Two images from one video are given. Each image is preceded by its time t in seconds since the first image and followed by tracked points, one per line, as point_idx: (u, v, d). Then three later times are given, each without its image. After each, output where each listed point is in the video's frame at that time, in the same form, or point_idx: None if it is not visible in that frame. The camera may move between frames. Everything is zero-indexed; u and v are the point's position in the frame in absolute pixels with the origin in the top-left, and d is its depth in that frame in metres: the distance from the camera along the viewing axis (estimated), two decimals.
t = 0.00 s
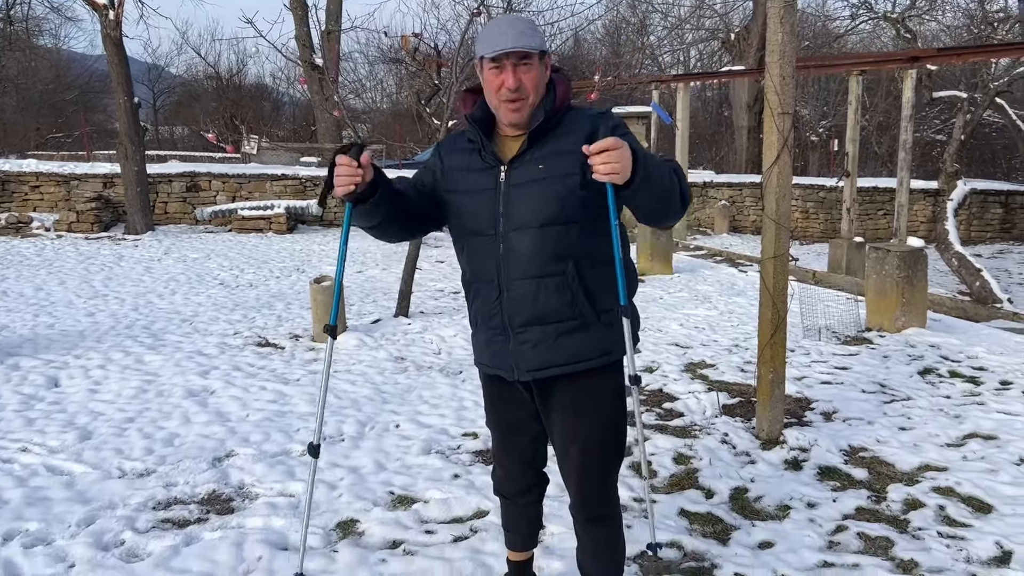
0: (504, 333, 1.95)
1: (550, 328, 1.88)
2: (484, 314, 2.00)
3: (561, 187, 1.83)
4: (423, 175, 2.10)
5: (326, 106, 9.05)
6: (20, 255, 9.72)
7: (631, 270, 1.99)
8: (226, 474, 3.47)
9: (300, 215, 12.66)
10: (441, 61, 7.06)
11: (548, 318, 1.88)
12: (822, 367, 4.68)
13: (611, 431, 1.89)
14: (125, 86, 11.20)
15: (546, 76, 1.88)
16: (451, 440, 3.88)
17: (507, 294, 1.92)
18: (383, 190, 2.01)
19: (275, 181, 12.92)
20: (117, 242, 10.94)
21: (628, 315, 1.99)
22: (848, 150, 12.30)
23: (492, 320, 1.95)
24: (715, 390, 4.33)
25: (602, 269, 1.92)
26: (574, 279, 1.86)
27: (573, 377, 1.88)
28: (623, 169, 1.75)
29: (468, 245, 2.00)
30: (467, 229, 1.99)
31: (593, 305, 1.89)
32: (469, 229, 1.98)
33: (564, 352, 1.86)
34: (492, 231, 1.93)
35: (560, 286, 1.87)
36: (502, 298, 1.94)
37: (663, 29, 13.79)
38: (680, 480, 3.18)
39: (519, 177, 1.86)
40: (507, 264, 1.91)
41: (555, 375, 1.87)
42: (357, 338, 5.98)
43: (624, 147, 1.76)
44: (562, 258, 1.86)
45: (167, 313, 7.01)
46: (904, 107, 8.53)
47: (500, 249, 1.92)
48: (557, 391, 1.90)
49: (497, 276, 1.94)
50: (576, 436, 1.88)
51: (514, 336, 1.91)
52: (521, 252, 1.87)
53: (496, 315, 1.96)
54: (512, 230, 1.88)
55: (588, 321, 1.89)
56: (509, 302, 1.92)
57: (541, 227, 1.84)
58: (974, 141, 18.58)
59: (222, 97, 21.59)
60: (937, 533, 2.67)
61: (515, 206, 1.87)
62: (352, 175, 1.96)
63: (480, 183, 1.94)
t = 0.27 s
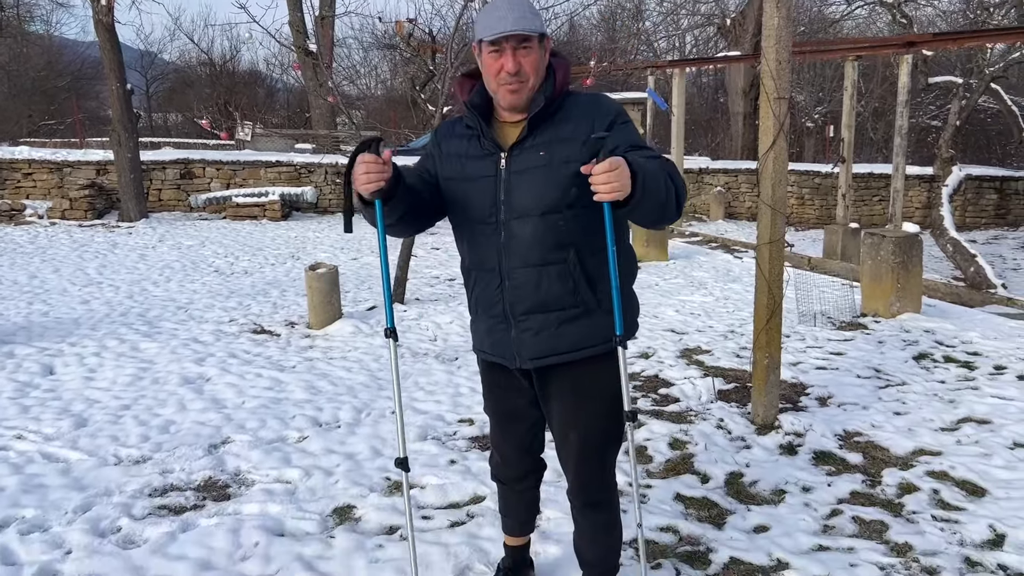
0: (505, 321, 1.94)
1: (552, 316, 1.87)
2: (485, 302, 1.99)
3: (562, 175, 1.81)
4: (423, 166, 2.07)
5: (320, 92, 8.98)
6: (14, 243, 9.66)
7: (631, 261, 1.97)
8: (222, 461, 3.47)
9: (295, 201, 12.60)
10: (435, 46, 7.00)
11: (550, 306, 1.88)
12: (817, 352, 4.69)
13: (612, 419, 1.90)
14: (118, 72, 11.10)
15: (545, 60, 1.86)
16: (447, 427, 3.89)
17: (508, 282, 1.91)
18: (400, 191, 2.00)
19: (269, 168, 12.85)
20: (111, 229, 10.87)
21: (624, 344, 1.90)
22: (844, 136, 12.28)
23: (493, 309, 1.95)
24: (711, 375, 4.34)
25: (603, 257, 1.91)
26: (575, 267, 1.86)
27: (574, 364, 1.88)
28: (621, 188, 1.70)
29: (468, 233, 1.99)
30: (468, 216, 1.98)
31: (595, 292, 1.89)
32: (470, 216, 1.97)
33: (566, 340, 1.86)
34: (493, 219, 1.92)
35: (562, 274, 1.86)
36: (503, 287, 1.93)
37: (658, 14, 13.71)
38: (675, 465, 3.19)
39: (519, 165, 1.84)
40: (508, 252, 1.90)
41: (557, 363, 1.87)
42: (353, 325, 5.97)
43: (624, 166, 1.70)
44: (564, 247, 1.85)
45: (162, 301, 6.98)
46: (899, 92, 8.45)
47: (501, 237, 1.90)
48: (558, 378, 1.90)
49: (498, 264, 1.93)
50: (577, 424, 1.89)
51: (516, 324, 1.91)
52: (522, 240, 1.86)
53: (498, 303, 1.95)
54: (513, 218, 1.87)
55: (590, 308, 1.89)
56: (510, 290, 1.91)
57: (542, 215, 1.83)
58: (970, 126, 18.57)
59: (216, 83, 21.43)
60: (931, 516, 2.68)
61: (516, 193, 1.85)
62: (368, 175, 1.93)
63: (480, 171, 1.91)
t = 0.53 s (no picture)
0: (505, 314, 1.93)
1: (553, 309, 1.87)
2: (486, 295, 1.98)
3: (562, 168, 1.80)
4: (425, 164, 2.07)
5: (314, 81, 8.92)
6: (7, 233, 9.61)
7: (632, 255, 1.96)
8: (218, 450, 3.48)
9: (289, 191, 12.55)
10: (430, 34, 6.95)
11: (550, 299, 1.87)
12: (811, 342, 4.71)
13: (610, 414, 1.90)
14: (111, 60, 11.01)
15: (545, 51, 1.84)
16: (443, 416, 3.89)
17: (508, 276, 1.91)
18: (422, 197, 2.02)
19: (264, 157, 12.79)
20: (105, 219, 10.81)
21: (609, 367, 1.84)
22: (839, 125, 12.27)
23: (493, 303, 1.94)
24: (706, 364, 4.36)
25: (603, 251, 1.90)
26: (576, 262, 1.85)
27: (574, 356, 1.88)
28: (618, 210, 1.68)
29: (469, 226, 1.98)
30: (468, 210, 1.97)
31: (595, 286, 1.89)
32: (471, 210, 1.96)
33: (567, 333, 1.86)
34: (492, 212, 1.91)
35: (562, 268, 1.86)
36: (503, 281, 1.93)
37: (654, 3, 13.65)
38: (670, 454, 3.21)
39: (519, 158, 1.83)
40: (508, 246, 1.89)
41: (557, 355, 1.87)
42: (348, 314, 5.96)
43: (619, 182, 1.66)
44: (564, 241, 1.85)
45: (157, 291, 6.96)
46: (894, 82, 8.44)
47: (502, 231, 1.90)
48: (557, 372, 1.91)
49: (498, 257, 1.92)
50: (576, 418, 1.89)
51: (516, 317, 1.90)
52: (522, 234, 1.86)
53: (497, 296, 1.95)
54: (513, 211, 1.86)
55: (589, 302, 1.89)
56: (510, 283, 1.91)
57: (542, 209, 1.83)
58: (965, 115, 18.57)
59: (210, 73, 21.29)
60: (924, 504, 2.70)
61: (516, 186, 1.84)
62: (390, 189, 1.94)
63: (481, 164, 1.90)
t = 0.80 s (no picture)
0: (500, 307, 1.93)
1: (548, 304, 1.87)
2: (481, 288, 1.98)
3: (558, 164, 1.80)
4: (419, 160, 2.07)
5: (309, 70, 8.86)
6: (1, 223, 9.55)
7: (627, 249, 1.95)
8: (214, 441, 3.48)
9: (284, 181, 12.48)
10: (425, 25, 6.91)
11: (545, 294, 1.87)
12: (806, 333, 4.73)
13: (604, 411, 1.90)
14: (104, 49, 10.92)
15: (544, 44, 1.83)
16: (439, 407, 3.90)
17: (503, 270, 1.91)
18: (410, 202, 1.98)
19: (259, 148, 12.73)
20: (100, 210, 10.76)
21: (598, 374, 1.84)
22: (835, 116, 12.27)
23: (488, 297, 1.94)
24: (701, 355, 4.37)
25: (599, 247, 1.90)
26: (571, 257, 1.85)
27: (569, 349, 1.88)
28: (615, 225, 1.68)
29: (463, 220, 1.98)
30: (463, 203, 1.96)
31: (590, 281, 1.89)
32: (466, 204, 1.95)
33: (562, 326, 1.87)
34: (487, 206, 1.90)
35: (557, 263, 1.86)
36: (498, 275, 1.92)
37: None
38: (665, 444, 3.22)
39: (515, 151, 1.83)
40: (503, 240, 1.89)
41: (552, 349, 1.88)
42: (344, 306, 5.94)
43: (617, 197, 1.67)
44: (559, 235, 1.84)
45: (152, 282, 6.93)
46: (890, 72, 8.43)
47: (497, 226, 1.89)
48: (551, 365, 1.91)
49: (493, 252, 1.92)
50: (569, 413, 1.90)
51: (511, 311, 1.90)
52: (517, 229, 1.85)
53: (492, 290, 1.95)
54: (508, 205, 1.86)
55: (585, 296, 1.89)
56: (505, 277, 1.91)
57: (538, 203, 1.82)
58: (960, 106, 18.58)
59: (204, 63, 21.16)
60: (917, 494, 2.72)
61: (512, 180, 1.84)
62: (374, 202, 1.90)
63: (476, 158, 1.90)
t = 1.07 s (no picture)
0: (494, 299, 1.93)
1: (542, 294, 1.87)
2: (475, 279, 1.98)
3: (553, 154, 1.79)
4: (414, 153, 2.06)
5: (304, 60, 8.82)
6: None
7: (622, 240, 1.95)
8: (210, 431, 3.48)
9: (279, 172, 12.43)
10: (421, 15, 6.87)
11: (540, 284, 1.87)
12: (801, 323, 4.74)
13: (599, 401, 1.90)
14: (97, 38, 10.83)
15: (538, 32, 1.83)
16: (434, 398, 3.90)
17: (498, 260, 1.91)
18: (395, 196, 1.95)
19: (254, 138, 12.66)
20: (94, 200, 10.70)
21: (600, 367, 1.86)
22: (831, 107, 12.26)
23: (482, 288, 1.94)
24: (696, 346, 4.38)
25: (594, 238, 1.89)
26: (565, 248, 1.85)
27: (564, 340, 1.88)
28: (617, 217, 1.68)
29: (458, 211, 1.97)
30: (457, 194, 1.96)
31: (585, 272, 1.89)
32: (460, 195, 1.95)
33: (556, 317, 1.86)
34: (482, 197, 1.90)
35: (552, 254, 1.86)
36: (493, 266, 1.92)
37: None
38: (660, 435, 3.23)
39: (509, 142, 1.82)
40: (498, 231, 1.89)
41: (546, 340, 1.88)
42: (339, 296, 5.93)
43: (618, 188, 1.66)
44: (554, 226, 1.84)
45: (147, 272, 6.90)
46: (886, 63, 8.43)
47: (491, 216, 1.89)
48: (546, 356, 1.91)
49: (488, 242, 1.92)
50: (565, 404, 1.90)
51: (505, 302, 1.91)
52: (512, 220, 1.85)
53: (487, 281, 1.95)
54: (503, 196, 1.85)
55: (579, 287, 1.88)
56: (500, 268, 1.91)
57: (532, 194, 1.82)
58: (955, 97, 18.59)
59: (198, 53, 21.02)
60: (910, 484, 2.74)
61: (506, 171, 1.83)
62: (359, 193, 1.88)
63: (469, 148, 1.89)
